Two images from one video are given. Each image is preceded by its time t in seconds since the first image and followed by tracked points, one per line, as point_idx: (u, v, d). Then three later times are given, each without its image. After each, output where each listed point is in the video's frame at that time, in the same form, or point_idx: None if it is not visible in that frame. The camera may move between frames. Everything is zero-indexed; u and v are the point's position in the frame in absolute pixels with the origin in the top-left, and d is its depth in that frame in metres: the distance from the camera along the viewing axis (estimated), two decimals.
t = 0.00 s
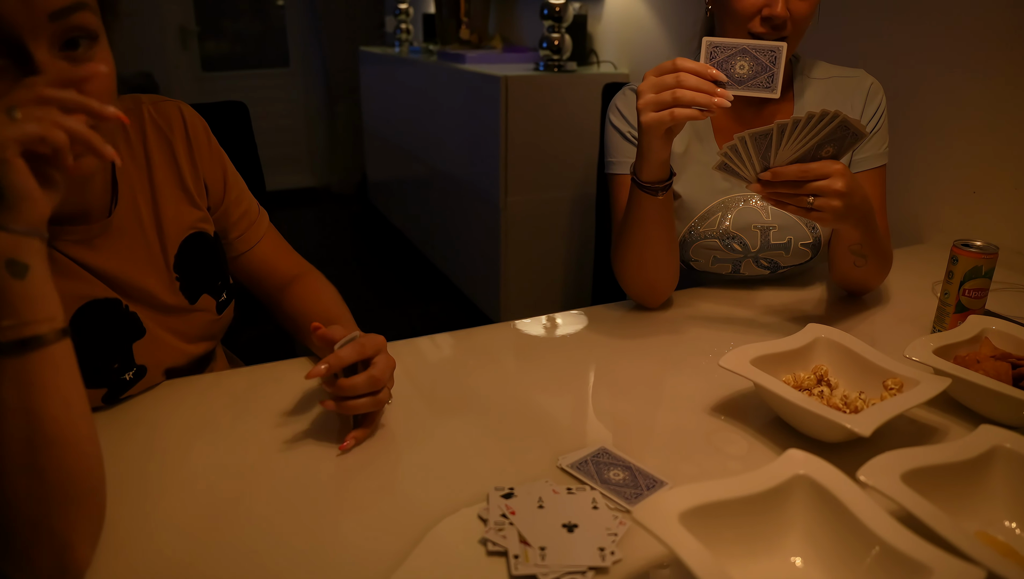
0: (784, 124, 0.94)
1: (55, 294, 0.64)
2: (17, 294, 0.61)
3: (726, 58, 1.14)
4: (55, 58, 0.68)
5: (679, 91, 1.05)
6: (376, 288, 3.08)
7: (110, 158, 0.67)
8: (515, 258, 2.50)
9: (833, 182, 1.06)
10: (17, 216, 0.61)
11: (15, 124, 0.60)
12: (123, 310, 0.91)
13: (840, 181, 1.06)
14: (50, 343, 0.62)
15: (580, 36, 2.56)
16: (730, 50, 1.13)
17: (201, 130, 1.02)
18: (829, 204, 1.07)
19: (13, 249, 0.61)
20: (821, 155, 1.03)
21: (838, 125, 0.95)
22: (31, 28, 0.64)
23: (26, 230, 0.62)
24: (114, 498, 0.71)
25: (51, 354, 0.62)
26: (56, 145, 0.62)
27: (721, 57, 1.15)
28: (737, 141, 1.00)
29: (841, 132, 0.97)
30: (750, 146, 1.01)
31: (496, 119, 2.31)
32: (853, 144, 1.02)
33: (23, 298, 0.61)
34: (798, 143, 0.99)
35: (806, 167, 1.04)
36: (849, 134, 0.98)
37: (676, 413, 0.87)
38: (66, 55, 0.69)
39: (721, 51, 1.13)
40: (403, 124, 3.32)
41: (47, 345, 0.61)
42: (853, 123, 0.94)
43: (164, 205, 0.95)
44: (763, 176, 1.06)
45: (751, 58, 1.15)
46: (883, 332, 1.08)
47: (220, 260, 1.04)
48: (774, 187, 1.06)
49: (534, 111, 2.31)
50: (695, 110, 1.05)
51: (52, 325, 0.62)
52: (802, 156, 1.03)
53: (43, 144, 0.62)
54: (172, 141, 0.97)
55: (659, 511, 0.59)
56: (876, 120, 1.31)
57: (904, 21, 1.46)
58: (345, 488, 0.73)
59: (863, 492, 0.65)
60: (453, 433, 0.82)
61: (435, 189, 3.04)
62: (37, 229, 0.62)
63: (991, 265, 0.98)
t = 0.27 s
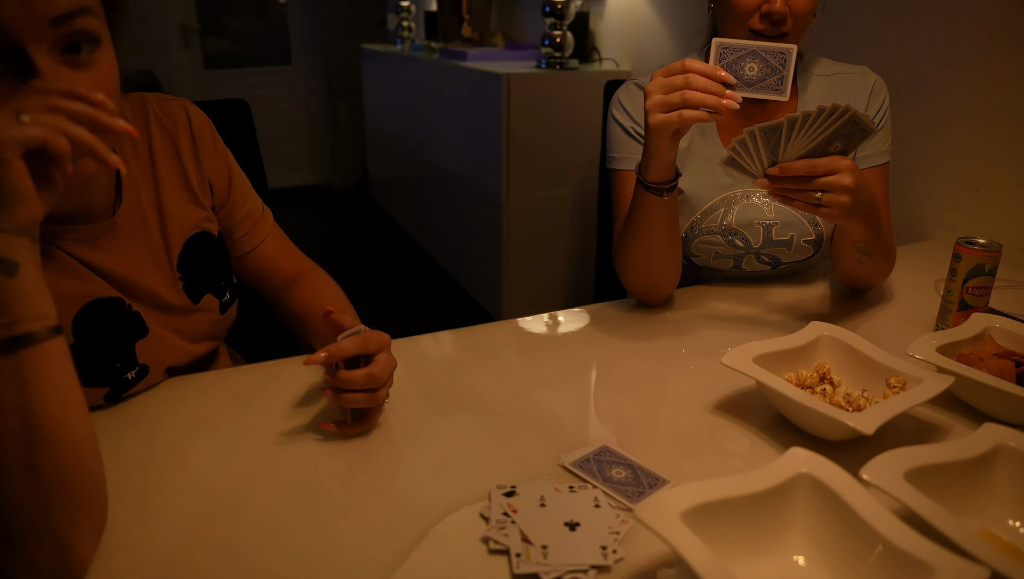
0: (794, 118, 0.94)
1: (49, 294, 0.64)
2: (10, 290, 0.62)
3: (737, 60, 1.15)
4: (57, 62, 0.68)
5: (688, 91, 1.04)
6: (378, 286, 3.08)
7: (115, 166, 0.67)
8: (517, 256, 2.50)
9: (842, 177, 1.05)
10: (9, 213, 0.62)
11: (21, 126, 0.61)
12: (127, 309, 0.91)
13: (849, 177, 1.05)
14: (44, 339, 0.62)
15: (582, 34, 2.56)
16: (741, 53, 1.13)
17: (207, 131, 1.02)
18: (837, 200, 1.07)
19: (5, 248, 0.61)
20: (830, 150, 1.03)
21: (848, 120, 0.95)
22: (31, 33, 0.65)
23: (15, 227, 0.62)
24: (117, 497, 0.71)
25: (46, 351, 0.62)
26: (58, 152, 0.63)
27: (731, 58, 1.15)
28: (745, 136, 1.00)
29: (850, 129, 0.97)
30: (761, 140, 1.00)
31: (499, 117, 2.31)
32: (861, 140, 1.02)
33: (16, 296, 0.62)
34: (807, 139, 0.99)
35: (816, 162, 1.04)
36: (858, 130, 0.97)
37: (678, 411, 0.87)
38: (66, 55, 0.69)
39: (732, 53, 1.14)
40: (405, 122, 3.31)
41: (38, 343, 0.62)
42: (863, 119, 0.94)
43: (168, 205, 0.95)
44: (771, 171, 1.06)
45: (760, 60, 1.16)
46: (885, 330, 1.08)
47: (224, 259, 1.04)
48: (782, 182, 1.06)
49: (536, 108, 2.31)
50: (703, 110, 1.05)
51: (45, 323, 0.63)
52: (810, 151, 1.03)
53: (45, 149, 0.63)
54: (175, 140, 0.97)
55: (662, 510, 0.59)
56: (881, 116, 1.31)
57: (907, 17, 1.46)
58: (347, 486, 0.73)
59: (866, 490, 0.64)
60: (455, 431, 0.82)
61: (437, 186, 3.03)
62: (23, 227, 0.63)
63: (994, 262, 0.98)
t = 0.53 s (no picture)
0: (801, 122, 0.94)
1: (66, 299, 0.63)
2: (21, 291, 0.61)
3: (730, 68, 1.14)
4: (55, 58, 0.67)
5: (682, 100, 1.05)
6: (380, 290, 3.08)
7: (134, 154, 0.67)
8: (520, 260, 2.50)
9: (846, 182, 1.06)
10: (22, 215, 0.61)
11: (41, 128, 0.61)
12: (135, 311, 0.91)
13: (853, 181, 1.06)
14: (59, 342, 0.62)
15: (585, 39, 2.57)
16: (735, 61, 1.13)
17: (218, 138, 1.03)
18: (841, 204, 1.07)
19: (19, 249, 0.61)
20: (834, 154, 1.03)
21: (851, 126, 0.95)
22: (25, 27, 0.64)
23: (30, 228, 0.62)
24: (124, 499, 0.71)
25: (60, 353, 0.62)
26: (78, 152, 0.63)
27: (724, 66, 1.15)
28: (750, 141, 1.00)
29: (855, 134, 0.97)
30: (766, 145, 1.00)
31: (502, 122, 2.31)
32: (865, 145, 1.03)
33: (27, 297, 0.61)
34: (812, 143, 0.99)
35: (820, 166, 1.04)
36: (863, 135, 0.98)
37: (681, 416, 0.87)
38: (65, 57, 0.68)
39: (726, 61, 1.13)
40: (408, 127, 3.33)
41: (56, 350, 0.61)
42: (866, 125, 0.94)
43: (177, 209, 0.96)
44: (776, 175, 1.06)
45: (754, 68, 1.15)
46: (888, 335, 1.08)
47: (231, 264, 1.04)
48: (785, 186, 1.06)
49: (540, 113, 2.32)
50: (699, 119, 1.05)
51: (62, 326, 0.62)
52: (814, 156, 1.03)
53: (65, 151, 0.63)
54: (185, 145, 0.98)
55: (665, 514, 0.59)
56: (884, 120, 1.32)
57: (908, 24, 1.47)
58: (351, 490, 0.73)
59: (869, 495, 0.65)
60: (458, 435, 0.82)
61: (440, 191, 3.04)
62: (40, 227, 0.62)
63: (996, 268, 0.98)
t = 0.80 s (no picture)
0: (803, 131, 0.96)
1: (71, 309, 0.62)
2: (29, 303, 0.58)
3: (710, 76, 1.15)
4: (74, 64, 0.63)
5: (660, 112, 1.05)
6: (383, 299, 3.09)
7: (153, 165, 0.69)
8: (522, 270, 2.51)
9: (849, 191, 1.06)
10: (37, 227, 0.57)
11: (80, 145, 0.59)
12: (143, 322, 0.92)
13: (855, 191, 1.06)
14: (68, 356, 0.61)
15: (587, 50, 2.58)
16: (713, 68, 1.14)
17: (226, 150, 1.04)
18: (843, 213, 1.07)
19: (31, 262, 0.57)
20: (836, 165, 1.04)
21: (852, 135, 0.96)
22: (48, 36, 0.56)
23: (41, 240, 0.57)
24: (130, 508, 0.72)
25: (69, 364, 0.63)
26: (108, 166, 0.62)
27: (703, 76, 1.16)
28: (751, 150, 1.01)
29: (857, 143, 0.99)
30: (767, 154, 1.01)
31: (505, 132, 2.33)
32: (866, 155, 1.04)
33: (38, 310, 0.59)
34: (814, 152, 1.01)
35: (822, 176, 1.05)
36: (864, 144, 0.99)
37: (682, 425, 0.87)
38: (86, 65, 0.66)
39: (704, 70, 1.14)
40: (411, 137, 3.34)
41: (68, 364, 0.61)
42: (869, 134, 0.96)
43: (186, 220, 0.97)
44: (778, 185, 1.06)
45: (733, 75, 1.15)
46: (890, 344, 1.08)
47: (237, 275, 1.05)
48: (786, 195, 1.07)
49: (543, 124, 2.33)
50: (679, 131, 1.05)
51: (68, 340, 0.61)
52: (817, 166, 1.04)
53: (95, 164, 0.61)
54: (196, 157, 0.99)
55: (666, 522, 0.59)
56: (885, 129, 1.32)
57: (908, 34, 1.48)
58: (354, 499, 0.73)
59: (871, 504, 0.65)
60: (461, 445, 0.83)
61: (443, 201, 3.05)
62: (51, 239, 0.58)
63: (997, 277, 0.99)
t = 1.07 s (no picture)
0: (799, 133, 0.95)
1: (86, 311, 0.65)
2: (46, 300, 0.62)
3: (708, 74, 1.14)
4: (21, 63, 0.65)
5: (660, 112, 1.05)
6: (384, 300, 3.09)
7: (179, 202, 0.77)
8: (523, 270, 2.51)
9: (846, 193, 1.05)
10: (53, 221, 0.64)
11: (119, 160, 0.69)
12: (143, 322, 0.91)
13: (853, 193, 1.06)
14: (75, 355, 0.63)
15: (587, 50, 2.58)
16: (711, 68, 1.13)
17: (227, 150, 1.04)
18: (841, 216, 1.06)
19: (49, 259, 0.63)
20: (834, 166, 1.04)
21: (848, 137, 0.96)
22: None
23: (61, 236, 0.64)
24: (131, 509, 0.71)
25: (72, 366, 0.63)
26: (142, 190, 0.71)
27: (701, 74, 1.15)
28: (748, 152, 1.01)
29: (855, 144, 0.98)
30: (764, 156, 1.01)
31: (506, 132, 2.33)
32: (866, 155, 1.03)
33: (55, 308, 0.63)
34: (811, 154, 1.00)
35: (818, 178, 1.04)
36: (861, 145, 0.99)
37: (685, 426, 0.87)
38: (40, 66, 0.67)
39: (701, 69, 1.14)
40: (411, 138, 3.34)
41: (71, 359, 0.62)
42: (866, 135, 0.95)
43: (188, 220, 0.96)
44: (775, 186, 1.06)
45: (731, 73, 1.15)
46: (892, 344, 1.08)
47: (238, 275, 1.05)
48: (784, 197, 1.06)
49: (544, 124, 2.33)
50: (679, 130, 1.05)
51: (81, 339, 0.63)
52: (815, 167, 1.03)
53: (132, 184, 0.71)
54: (198, 158, 0.99)
55: (667, 522, 0.59)
56: (883, 130, 1.31)
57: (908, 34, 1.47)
58: (354, 500, 0.73)
59: (873, 504, 0.64)
60: (461, 446, 0.82)
61: (444, 201, 3.05)
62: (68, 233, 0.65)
63: (999, 276, 0.98)
